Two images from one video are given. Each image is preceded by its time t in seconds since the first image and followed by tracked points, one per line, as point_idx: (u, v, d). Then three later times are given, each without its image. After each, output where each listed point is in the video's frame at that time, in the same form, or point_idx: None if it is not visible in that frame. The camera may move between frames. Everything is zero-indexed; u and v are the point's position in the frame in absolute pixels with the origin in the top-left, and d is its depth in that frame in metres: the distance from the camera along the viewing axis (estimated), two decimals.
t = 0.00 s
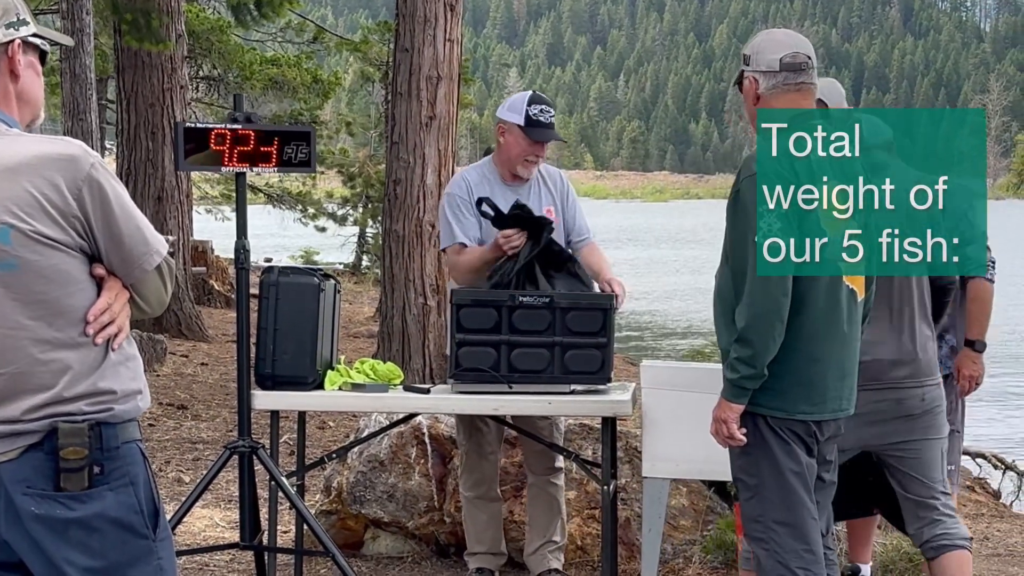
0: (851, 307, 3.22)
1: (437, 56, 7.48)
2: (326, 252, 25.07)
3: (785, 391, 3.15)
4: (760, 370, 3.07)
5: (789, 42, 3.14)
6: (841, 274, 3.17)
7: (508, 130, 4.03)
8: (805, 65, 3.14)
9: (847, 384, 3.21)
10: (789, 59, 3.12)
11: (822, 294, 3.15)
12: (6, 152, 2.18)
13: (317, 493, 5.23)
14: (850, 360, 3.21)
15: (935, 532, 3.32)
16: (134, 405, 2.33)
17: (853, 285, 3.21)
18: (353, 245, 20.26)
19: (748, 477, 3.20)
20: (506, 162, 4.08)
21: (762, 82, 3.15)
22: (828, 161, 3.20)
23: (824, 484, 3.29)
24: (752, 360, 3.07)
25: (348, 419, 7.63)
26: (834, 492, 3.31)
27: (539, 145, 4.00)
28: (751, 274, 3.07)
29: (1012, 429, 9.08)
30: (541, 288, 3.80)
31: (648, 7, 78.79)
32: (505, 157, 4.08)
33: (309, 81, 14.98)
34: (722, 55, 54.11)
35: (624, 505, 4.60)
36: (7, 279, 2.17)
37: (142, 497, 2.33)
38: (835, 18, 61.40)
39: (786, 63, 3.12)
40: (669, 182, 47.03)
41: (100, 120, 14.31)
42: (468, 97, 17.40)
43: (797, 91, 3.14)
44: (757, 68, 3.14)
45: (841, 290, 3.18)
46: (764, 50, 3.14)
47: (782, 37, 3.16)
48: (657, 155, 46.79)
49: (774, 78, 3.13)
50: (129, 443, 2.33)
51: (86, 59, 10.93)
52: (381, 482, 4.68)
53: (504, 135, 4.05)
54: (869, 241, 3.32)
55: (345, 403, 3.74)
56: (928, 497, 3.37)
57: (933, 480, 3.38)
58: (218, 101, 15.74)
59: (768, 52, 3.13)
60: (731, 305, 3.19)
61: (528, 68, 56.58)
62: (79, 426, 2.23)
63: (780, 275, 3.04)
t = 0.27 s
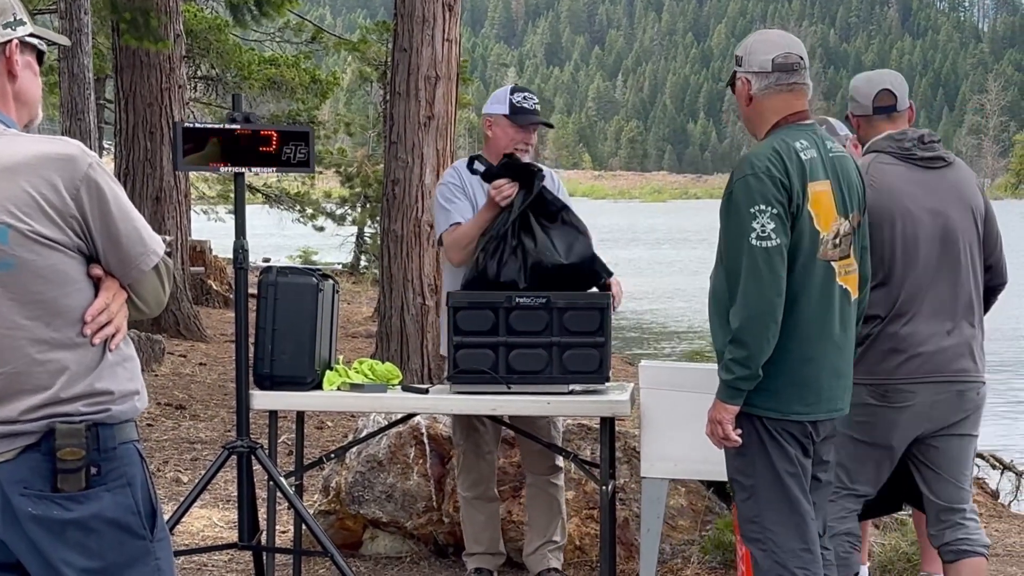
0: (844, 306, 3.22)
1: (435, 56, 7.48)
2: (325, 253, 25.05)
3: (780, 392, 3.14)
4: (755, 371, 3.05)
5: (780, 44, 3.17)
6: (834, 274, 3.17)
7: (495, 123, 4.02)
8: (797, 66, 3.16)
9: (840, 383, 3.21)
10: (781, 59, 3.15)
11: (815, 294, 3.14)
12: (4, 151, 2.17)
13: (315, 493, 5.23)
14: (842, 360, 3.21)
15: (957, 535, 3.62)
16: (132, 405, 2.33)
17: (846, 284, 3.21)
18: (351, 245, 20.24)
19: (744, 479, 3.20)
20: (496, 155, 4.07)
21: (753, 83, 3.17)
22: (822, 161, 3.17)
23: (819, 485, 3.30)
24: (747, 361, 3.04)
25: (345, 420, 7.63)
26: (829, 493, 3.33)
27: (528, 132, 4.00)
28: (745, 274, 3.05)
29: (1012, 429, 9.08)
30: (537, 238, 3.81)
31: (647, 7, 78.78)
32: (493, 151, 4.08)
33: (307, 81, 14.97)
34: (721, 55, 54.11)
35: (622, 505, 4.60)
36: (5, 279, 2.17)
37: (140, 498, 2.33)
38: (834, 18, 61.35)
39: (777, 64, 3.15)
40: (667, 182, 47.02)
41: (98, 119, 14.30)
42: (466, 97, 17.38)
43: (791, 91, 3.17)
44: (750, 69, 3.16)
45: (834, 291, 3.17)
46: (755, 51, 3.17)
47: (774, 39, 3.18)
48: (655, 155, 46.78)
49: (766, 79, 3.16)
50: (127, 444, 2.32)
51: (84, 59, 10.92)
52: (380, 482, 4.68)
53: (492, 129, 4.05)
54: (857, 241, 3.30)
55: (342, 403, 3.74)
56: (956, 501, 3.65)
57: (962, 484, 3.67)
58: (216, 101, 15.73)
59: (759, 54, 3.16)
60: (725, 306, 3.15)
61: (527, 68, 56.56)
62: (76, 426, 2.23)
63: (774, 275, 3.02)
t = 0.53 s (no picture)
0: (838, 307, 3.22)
1: (434, 57, 7.49)
2: (324, 254, 25.04)
3: (773, 394, 3.14)
4: (747, 373, 3.04)
5: (771, 45, 3.17)
6: (827, 276, 3.17)
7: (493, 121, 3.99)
8: (789, 67, 3.16)
9: (835, 384, 3.20)
10: (773, 61, 3.14)
11: (807, 295, 3.14)
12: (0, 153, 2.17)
13: (314, 494, 5.23)
14: (837, 361, 3.21)
15: (965, 538, 3.64)
16: (129, 407, 2.33)
17: (839, 285, 3.21)
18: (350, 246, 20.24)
19: (739, 481, 3.19)
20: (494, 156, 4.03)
21: (745, 85, 3.17)
22: (815, 162, 3.16)
23: (816, 487, 3.29)
24: (738, 363, 3.04)
25: (344, 421, 7.63)
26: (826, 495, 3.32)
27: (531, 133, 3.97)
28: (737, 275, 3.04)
29: (1012, 430, 9.10)
30: (539, 200, 3.75)
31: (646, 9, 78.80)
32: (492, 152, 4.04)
33: (306, 82, 14.98)
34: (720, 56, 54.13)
35: (621, 506, 4.59)
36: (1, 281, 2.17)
37: (137, 500, 2.33)
38: (833, 20, 61.38)
39: (769, 65, 3.14)
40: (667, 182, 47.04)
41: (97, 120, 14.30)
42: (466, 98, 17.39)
43: (782, 92, 3.17)
44: (741, 71, 3.16)
45: (828, 292, 3.17)
46: (747, 53, 3.16)
47: (765, 40, 3.18)
48: (655, 155, 46.79)
49: (757, 80, 3.15)
50: (123, 446, 2.32)
51: (84, 60, 10.92)
52: (379, 483, 4.68)
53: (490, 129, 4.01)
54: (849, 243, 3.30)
55: (339, 405, 3.74)
56: (966, 504, 3.66)
57: (975, 487, 3.67)
58: (216, 102, 15.73)
59: (751, 56, 3.15)
60: (718, 308, 3.15)
61: (526, 69, 56.58)
62: (73, 428, 2.23)
63: (765, 277, 3.01)
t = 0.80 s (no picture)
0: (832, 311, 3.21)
1: (434, 60, 7.50)
2: (324, 257, 25.03)
3: (767, 397, 3.14)
4: (738, 376, 3.03)
5: (764, 47, 3.17)
6: (821, 278, 3.17)
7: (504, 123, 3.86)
8: (781, 70, 3.16)
9: (830, 388, 3.20)
10: (765, 64, 3.15)
11: (800, 298, 3.13)
12: None
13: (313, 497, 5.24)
14: (832, 366, 3.20)
15: (968, 542, 3.64)
16: (125, 409, 2.33)
17: (833, 288, 3.21)
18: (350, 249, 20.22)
19: (735, 485, 3.19)
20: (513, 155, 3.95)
21: (738, 87, 3.18)
22: (808, 165, 3.16)
23: (811, 490, 3.30)
24: (730, 367, 3.03)
25: (344, 423, 7.63)
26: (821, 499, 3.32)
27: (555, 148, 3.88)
28: (728, 279, 3.04)
29: (1012, 431, 9.11)
30: (555, 181, 3.75)
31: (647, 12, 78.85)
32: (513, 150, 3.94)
33: (306, 84, 14.99)
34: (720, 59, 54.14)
35: (620, 509, 4.59)
36: None
37: (134, 503, 2.33)
38: (834, 23, 61.40)
39: (761, 68, 3.15)
40: (667, 185, 47.05)
41: (97, 123, 14.30)
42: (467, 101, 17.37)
43: (775, 95, 3.17)
44: (734, 74, 3.17)
45: (822, 295, 3.17)
46: (741, 55, 3.17)
47: (760, 42, 3.18)
48: (656, 158, 46.79)
49: (750, 83, 3.16)
50: (120, 448, 2.32)
51: (83, 62, 10.92)
52: (379, 486, 4.68)
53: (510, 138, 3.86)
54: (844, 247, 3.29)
55: (339, 407, 3.74)
56: (971, 508, 3.67)
57: (981, 492, 3.68)
58: (216, 104, 15.72)
59: (743, 59, 3.16)
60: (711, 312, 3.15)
61: (526, 72, 56.62)
62: (70, 431, 2.23)
63: (756, 279, 3.01)
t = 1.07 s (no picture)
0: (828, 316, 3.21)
1: (434, 63, 7.50)
2: (324, 260, 25.03)
3: (760, 402, 3.14)
4: (727, 381, 3.04)
5: (758, 51, 3.17)
6: (816, 283, 3.16)
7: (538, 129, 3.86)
8: (776, 74, 3.16)
9: (825, 393, 3.20)
10: (759, 67, 3.15)
11: (794, 303, 3.13)
12: None
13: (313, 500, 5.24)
14: (827, 371, 3.20)
15: (968, 546, 3.64)
16: (124, 413, 2.33)
17: (828, 292, 3.20)
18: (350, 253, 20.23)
19: (731, 489, 3.19)
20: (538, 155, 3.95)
21: (732, 91, 3.18)
22: (802, 168, 3.16)
23: (808, 495, 3.30)
24: (719, 371, 3.04)
25: (344, 426, 7.63)
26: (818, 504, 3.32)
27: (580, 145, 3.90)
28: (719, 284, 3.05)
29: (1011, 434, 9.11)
30: (599, 174, 3.78)
31: (647, 15, 78.89)
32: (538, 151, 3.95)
33: (306, 88, 15.00)
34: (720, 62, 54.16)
35: (620, 512, 4.59)
36: None
37: (132, 506, 2.33)
38: (834, 26, 61.43)
39: (755, 72, 3.15)
40: (667, 188, 47.07)
41: (97, 126, 14.31)
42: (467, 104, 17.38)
43: (769, 99, 3.17)
44: (728, 77, 3.17)
45: (817, 300, 3.16)
46: (734, 59, 3.18)
47: (754, 46, 3.18)
48: (656, 161, 46.81)
49: (744, 87, 3.16)
50: (118, 452, 2.33)
51: (83, 65, 10.93)
52: (378, 489, 4.69)
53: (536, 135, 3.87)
54: (841, 250, 3.29)
55: (337, 411, 3.74)
56: (972, 511, 3.67)
57: (981, 495, 3.68)
58: (216, 107, 15.73)
59: (738, 63, 3.16)
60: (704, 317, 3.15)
61: (526, 75, 56.66)
62: (67, 434, 2.23)
63: (745, 284, 3.01)
